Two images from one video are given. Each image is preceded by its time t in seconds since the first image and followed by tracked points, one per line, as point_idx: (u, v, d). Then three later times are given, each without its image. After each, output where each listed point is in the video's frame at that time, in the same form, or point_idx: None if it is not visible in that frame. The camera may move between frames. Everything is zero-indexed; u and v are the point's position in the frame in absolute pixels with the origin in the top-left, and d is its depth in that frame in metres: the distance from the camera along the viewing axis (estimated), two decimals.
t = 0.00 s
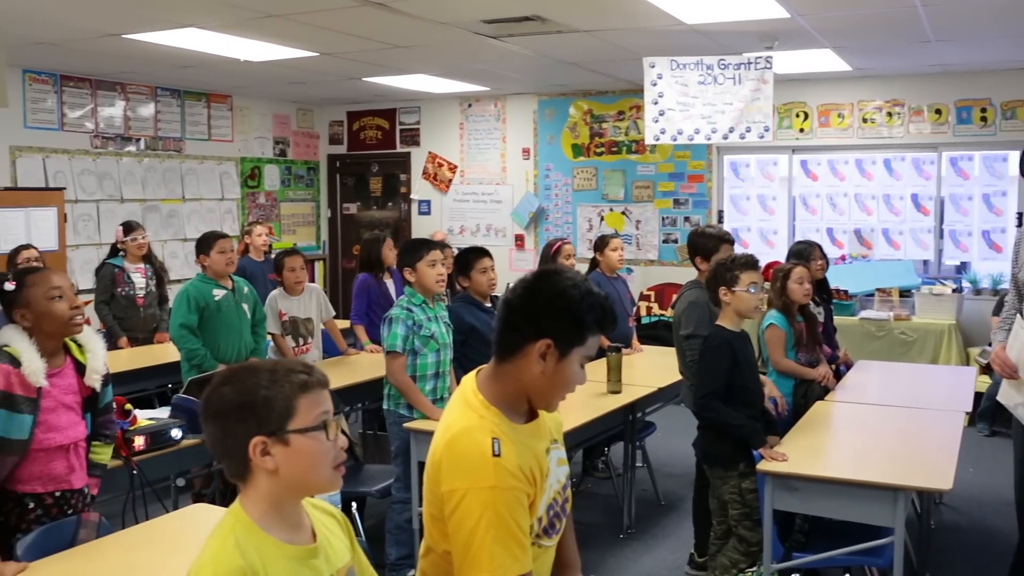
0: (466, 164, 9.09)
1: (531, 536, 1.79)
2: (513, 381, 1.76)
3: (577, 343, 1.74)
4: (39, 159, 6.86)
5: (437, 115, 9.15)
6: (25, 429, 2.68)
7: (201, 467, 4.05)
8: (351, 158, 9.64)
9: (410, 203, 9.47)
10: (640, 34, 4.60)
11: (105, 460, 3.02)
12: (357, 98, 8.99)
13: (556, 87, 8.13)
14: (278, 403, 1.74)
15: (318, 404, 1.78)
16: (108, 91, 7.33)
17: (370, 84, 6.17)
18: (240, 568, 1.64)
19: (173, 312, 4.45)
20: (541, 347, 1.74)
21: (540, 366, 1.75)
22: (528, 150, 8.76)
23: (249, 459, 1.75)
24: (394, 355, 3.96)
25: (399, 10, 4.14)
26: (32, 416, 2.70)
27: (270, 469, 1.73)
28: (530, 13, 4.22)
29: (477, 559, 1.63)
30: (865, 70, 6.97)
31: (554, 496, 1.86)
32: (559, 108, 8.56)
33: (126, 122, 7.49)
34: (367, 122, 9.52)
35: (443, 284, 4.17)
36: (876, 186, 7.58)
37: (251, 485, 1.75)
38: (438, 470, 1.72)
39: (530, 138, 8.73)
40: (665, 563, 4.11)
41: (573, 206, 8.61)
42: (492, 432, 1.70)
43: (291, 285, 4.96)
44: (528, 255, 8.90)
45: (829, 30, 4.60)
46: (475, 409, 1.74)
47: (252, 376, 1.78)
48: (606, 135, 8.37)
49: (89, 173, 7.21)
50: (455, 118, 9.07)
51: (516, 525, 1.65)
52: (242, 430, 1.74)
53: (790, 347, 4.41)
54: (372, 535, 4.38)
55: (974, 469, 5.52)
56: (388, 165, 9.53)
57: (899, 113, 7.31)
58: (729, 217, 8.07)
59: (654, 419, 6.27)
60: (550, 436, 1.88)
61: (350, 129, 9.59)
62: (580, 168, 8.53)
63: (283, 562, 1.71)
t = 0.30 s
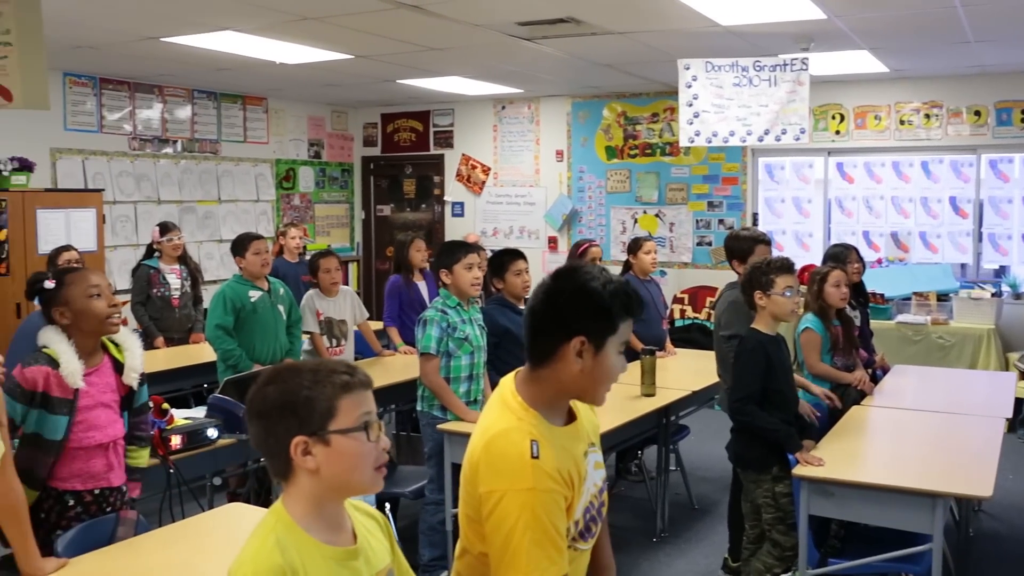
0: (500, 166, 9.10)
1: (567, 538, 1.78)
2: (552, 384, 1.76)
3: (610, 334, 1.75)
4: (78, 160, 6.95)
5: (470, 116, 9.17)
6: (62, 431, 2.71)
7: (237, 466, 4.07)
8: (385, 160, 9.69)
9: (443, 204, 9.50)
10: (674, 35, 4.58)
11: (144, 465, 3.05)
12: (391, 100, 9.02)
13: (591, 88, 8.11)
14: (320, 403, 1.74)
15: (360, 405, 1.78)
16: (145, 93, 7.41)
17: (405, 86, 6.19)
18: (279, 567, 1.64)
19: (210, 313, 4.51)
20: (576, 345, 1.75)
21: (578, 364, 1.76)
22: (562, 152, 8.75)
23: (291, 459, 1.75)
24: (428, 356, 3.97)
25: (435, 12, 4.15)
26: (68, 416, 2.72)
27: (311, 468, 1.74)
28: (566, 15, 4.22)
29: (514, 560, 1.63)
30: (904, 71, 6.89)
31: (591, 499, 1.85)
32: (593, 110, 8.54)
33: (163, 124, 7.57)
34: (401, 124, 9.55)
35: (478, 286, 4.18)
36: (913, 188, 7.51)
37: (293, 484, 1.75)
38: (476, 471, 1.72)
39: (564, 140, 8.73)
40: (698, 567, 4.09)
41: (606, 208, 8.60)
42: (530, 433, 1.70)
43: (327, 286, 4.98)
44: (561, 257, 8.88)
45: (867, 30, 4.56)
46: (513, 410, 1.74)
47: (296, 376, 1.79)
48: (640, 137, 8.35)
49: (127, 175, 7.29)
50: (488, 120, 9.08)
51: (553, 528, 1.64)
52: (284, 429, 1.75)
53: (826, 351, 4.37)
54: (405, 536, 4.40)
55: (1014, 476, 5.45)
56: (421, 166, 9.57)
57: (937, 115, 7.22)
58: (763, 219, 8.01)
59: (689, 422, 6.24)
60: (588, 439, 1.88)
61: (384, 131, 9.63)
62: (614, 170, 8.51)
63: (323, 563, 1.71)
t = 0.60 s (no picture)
0: (535, 167, 9.11)
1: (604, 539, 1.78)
2: (585, 383, 1.76)
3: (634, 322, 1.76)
4: (119, 162, 7.03)
5: (506, 117, 9.19)
6: (98, 430, 2.73)
7: (273, 465, 4.11)
8: (420, 161, 9.73)
9: (478, 206, 9.52)
10: (710, 35, 4.56)
11: (194, 463, 3.04)
12: (427, 102, 9.06)
13: (625, 89, 8.10)
14: (363, 403, 1.76)
15: (402, 405, 1.79)
16: (184, 96, 7.49)
17: (440, 88, 6.21)
18: (320, 564, 1.64)
19: (247, 313, 4.55)
20: (604, 340, 1.76)
21: (610, 358, 1.77)
22: (596, 153, 8.75)
23: (333, 457, 1.76)
24: (464, 356, 3.98)
25: (470, 14, 4.16)
26: (106, 416, 2.74)
27: (354, 467, 1.75)
28: (601, 16, 4.22)
29: (551, 560, 1.63)
30: (944, 70, 6.80)
31: (628, 499, 1.84)
32: (628, 110, 8.52)
33: (201, 126, 7.66)
34: (436, 125, 9.59)
35: (514, 286, 4.19)
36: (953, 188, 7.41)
37: (335, 482, 1.76)
38: (511, 471, 1.73)
39: (599, 141, 8.72)
40: (734, 569, 4.05)
41: (641, 209, 8.58)
42: (565, 433, 1.70)
43: (365, 286, 4.96)
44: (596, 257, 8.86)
45: (906, 29, 4.51)
46: (548, 410, 1.74)
47: (339, 375, 1.80)
48: (675, 138, 8.32)
49: (166, 176, 7.37)
50: (523, 121, 9.10)
51: (589, 527, 1.64)
52: (327, 427, 1.76)
53: (862, 352, 4.33)
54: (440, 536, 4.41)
55: None
56: (456, 167, 9.60)
57: (978, 114, 7.11)
58: (800, 220, 7.94)
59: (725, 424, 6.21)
60: (625, 439, 1.88)
61: (419, 132, 9.67)
62: (649, 171, 8.49)
63: (363, 562, 1.71)
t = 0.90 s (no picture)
0: (567, 165, 9.11)
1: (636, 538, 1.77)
2: (616, 383, 1.76)
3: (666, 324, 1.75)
4: (154, 159, 7.09)
5: (537, 115, 9.19)
6: (156, 420, 2.80)
7: (306, 461, 4.11)
8: (452, 158, 9.74)
9: (510, 203, 9.53)
10: (744, 32, 4.53)
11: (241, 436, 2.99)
12: (459, 99, 9.08)
13: (659, 87, 8.08)
14: (398, 400, 1.76)
15: (437, 403, 1.79)
16: (219, 94, 7.56)
17: (473, 85, 6.21)
18: (355, 560, 1.65)
19: (279, 311, 4.58)
20: (636, 341, 1.75)
21: (641, 359, 1.76)
22: (628, 151, 8.73)
23: (368, 454, 1.77)
24: (495, 354, 3.98)
25: (503, 11, 4.16)
26: (158, 408, 2.81)
27: (388, 464, 1.75)
28: (634, 13, 4.20)
29: (585, 560, 1.63)
30: (981, 67, 6.70)
31: (658, 498, 1.84)
32: (660, 108, 8.50)
33: (235, 124, 7.72)
34: (468, 122, 9.61)
35: (546, 286, 4.18)
36: (990, 187, 7.32)
37: (370, 478, 1.77)
38: (543, 471, 1.73)
39: (631, 139, 8.70)
40: (766, 570, 4.03)
41: (673, 207, 8.55)
42: (598, 433, 1.70)
43: (399, 283, 4.96)
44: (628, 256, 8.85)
45: (944, 25, 4.45)
46: (580, 410, 1.75)
47: (374, 372, 1.81)
48: (707, 136, 8.28)
49: (200, 173, 7.44)
50: (556, 118, 9.10)
51: (622, 526, 1.64)
52: (362, 424, 1.77)
53: (897, 352, 4.30)
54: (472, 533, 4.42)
55: None
56: (487, 165, 9.61)
57: (1016, 112, 6.98)
58: (834, 219, 7.88)
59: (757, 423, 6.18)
60: (656, 437, 1.88)
61: (451, 129, 9.69)
62: (681, 169, 8.46)
63: (396, 559, 1.70)
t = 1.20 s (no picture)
0: (599, 166, 9.09)
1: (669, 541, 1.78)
2: (653, 386, 1.77)
3: (718, 345, 1.73)
4: (189, 161, 7.15)
5: (569, 116, 9.18)
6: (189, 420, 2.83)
7: (339, 461, 4.13)
8: (484, 160, 9.76)
9: (541, 205, 9.52)
10: (778, 32, 4.51)
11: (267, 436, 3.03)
12: (491, 101, 9.10)
13: (692, 87, 8.05)
14: (440, 402, 1.76)
15: (479, 403, 1.79)
16: (252, 96, 7.62)
17: (505, 87, 6.21)
18: (395, 561, 1.65)
19: (311, 312, 4.61)
20: (681, 349, 1.74)
21: (680, 369, 1.75)
22: (660, 152, 8.70)
23: (411, 456, 1.77)
24: (527, 356, 3.98)
25: (536, 13, 4.16)
26: (193, 408, 2.83)
27: (431, 466, 1.75)
28: (667, 13, 4.19)
29: (618, 564, 1.64)
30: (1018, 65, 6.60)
31: (690, 502, 1.84)
32: (693, 109, 8.47)
33: (268, 126, 7.78)
34: (500, 124, 9.62)
35: (579, 287, 4.20)
36: None
37: (412, 480, 1.77)
38: (574, 476, 1.75)
39: (663, 140, 8.67)
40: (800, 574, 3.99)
41: (705, 208, 8.51)
42: (628, 438, 1.72)
43: (435, 283, 4.95)
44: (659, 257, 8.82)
45: (982, 23, 4.39)
46: (611, 416, 1.77)
47: (416, 374, 1.80)
48: (740, 137, 8.23)
49: (235, 175, 7.49)
50: (587, 119, 9.09)
51: (656, 531, 1.65)
52: (405, 426, 1.77)
53: (934, 355, 4.25)
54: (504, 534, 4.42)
55: None
56: (519, 166, 9.61)
57: None
58: (868, 220, 7.81)
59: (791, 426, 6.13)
60: (687, 441, 1.88)
61: (483, 131, 9.71)
62: (714, 169, 8.42)
63: (439, 559, 1.70)
